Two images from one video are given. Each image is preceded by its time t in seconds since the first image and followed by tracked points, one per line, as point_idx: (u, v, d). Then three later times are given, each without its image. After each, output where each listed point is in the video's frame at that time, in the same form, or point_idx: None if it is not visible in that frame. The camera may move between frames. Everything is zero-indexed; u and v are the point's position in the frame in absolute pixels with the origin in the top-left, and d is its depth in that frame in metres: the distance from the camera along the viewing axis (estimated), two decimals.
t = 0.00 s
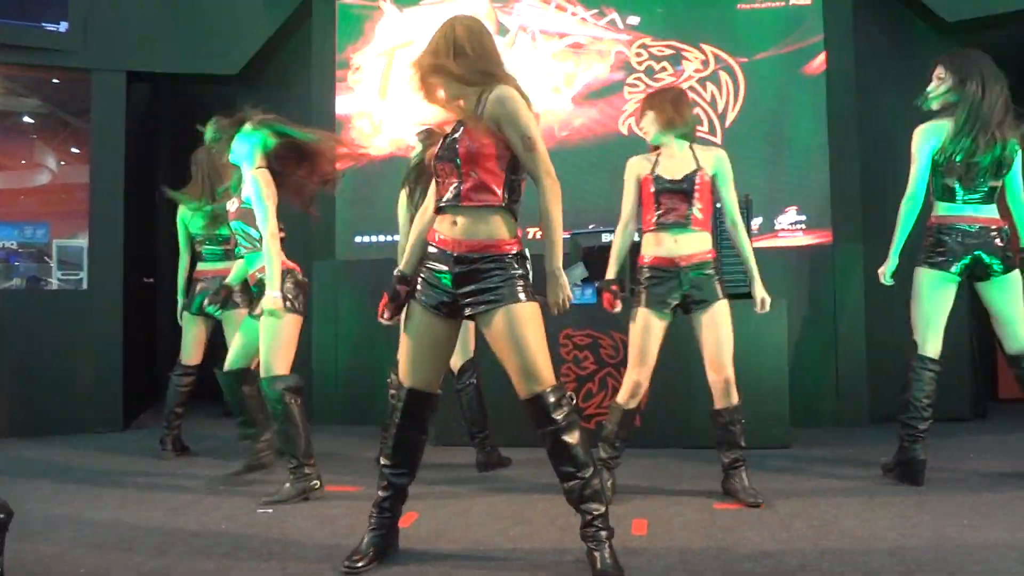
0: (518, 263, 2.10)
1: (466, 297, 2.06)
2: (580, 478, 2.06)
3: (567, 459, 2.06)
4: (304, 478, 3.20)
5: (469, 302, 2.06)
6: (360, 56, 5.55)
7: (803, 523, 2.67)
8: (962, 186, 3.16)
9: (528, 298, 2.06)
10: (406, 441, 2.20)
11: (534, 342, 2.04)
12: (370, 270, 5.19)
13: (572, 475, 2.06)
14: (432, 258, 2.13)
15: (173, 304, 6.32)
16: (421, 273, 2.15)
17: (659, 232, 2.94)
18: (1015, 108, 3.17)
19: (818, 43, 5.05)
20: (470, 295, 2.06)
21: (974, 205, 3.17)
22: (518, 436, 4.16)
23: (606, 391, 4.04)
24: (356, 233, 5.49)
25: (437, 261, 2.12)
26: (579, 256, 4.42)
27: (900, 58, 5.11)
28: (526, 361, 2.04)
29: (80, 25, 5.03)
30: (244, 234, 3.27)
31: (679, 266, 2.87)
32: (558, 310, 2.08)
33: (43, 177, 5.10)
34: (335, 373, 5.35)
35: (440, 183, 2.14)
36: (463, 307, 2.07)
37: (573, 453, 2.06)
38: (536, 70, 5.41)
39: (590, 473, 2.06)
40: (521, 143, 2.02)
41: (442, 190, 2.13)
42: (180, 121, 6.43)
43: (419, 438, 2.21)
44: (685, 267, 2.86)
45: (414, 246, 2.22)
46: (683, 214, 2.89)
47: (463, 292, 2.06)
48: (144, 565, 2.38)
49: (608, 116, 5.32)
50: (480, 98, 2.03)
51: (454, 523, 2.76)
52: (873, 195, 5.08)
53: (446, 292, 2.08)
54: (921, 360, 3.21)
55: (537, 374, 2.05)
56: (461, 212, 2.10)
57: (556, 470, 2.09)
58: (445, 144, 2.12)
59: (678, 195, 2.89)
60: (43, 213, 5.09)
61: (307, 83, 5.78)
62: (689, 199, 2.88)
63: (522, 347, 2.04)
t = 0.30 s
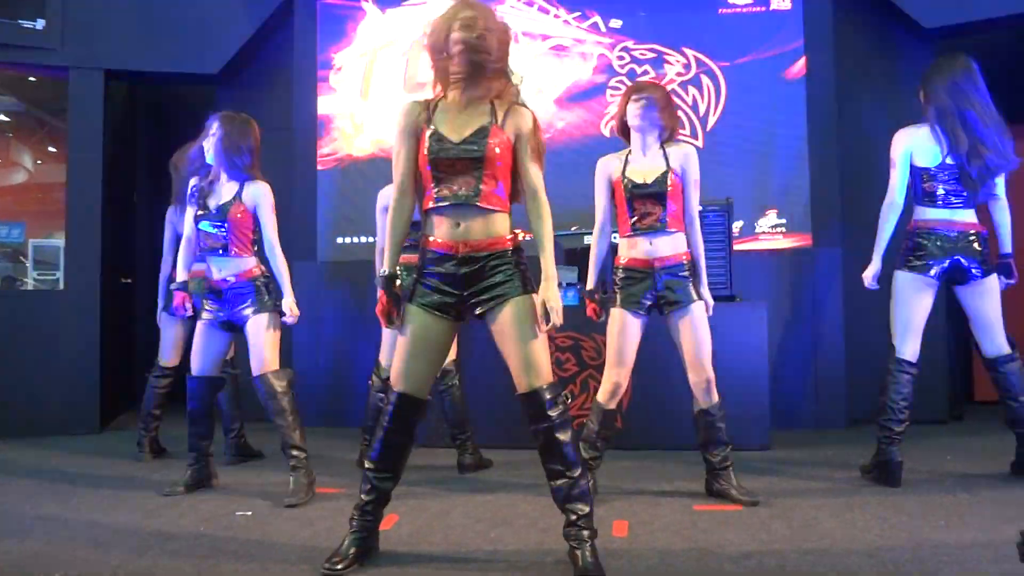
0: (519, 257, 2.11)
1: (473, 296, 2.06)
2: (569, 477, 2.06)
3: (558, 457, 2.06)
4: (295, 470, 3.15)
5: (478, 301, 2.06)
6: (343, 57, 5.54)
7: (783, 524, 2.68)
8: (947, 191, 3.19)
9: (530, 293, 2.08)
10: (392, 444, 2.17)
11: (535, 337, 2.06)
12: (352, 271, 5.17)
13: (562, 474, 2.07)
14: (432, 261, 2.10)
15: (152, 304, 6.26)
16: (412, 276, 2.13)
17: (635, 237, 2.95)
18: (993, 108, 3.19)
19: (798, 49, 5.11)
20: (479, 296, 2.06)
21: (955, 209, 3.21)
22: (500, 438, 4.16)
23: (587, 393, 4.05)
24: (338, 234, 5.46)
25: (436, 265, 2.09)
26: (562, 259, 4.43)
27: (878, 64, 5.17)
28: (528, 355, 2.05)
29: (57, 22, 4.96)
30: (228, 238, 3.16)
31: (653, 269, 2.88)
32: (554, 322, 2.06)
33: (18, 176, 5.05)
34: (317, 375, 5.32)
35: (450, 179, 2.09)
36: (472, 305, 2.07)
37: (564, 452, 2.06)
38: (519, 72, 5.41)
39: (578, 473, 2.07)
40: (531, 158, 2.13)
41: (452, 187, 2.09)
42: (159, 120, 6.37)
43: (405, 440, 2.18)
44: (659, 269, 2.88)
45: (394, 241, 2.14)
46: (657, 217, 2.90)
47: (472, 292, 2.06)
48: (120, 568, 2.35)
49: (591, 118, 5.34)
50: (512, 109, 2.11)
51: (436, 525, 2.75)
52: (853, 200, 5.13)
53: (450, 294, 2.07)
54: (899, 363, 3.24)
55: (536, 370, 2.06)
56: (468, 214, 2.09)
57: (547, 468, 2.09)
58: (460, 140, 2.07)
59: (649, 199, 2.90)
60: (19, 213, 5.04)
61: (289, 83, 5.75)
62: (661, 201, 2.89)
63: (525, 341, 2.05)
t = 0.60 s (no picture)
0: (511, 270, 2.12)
1: (466, 298, 2.05)
2: (559, 488, 2.06)
3: (550, 467, 2.06)
4: (291, 477, 3.16)
5: (469, 304, 2.05)
6: (331, 60, 5.53)
7: (770, 527, 2.69)
8: (936, 196, 3.21)
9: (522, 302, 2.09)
10: (370, 449, 2.16)
11: (528, 347, 2.04)
12: (340, 276, 5.15)
13: (553, 484, 2.07)
14: (428, 263, 2.08)
15: (139, 308, 6.21)
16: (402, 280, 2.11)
17: (652, 247, 2.94)
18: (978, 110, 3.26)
19: (784, 53, 5.15)
20: (470, 300, 2.05)
21: (945, 214, 3.23)
22: (488, 442, 4.15)
23: (576, 397, 4.05)
24: (326, 238, 5.44)
25: (430, 267, 2.08)
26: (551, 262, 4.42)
27: (863, 68, 5.21)
28: (518, 362, 2.03)
29: (43, 25, 4.93)
30: (245, 245, 3.16)
31: (661, 273, 2.90)
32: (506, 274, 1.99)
33: (3, 178, 5.04)
34: (305, 380, 5.29)
35: (488, 197, 2.07)
36: (463, 309, 2.06)
37: (555, 462, 2.06)
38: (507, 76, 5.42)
39: (569, 484, 2.07)
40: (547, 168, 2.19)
41: (491, 206, 2.08)
42: (146, 123, 6.33)
43: (383, 445, 2.17)
44: (667, 273, 2.90)
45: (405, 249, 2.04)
46: (674, 227, 2.92)
47: (463, 296, 2.05)
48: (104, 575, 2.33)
49: (579, 122, 5.35)
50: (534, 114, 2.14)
51: (424, 530, 2.74)
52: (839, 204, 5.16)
53: (442, 297, 2.06)
54: (886, 366, 3.26)
55: (527, 378, 2.04)
56: (490, 229, 2.10)
57: (538, 478, 2.09)
58: (496, 157, 2.06)
59: (669, 210, 2.89)
60: (5, 216, 5.03)
61: (276, 86, 5.73)
62: (680, 212, 2.91)
63: (518, 351, 2.04)
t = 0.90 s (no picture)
0: (484, 256, 2.12)
1: (448, 298, 2.05)
2: (553, 478, 2.05)
3: (540, 458, 2.06)
4: (288, 478, 3.14)
5: (452, 303, 2.05)
6: (325, 64, 5.53)
7: (768, 528, 2.69)
8: (907, 201, 3.22)
9: (502, 291, 2.08)
10: (351, 461, 2.14)
11: (511, 337, 2.05)
12: (335, 279, 5.14)
13: (547, 474, 2.05)
14: (401, 266, 2.07)
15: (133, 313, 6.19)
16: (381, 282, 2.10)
17: (606, 250, 2.97)
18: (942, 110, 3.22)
19: (777, 55, 5.16)
20: (453, 299, 2.05)
21: (930, 215, 3.24)
22: (484, 445, 4.15)
23: (573, 399, 4.05)
24: (321, 242, 5.43)
25: (405, 270, 2.07)
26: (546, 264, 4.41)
27: (856, 69, 5.23)
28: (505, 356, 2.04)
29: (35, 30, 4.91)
30: (189, 258, 3.14)
31: (643, 276, 2.88)
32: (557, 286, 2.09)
33: None
34: (300, 384, 5.28)
35: (377, 199, 2.09)
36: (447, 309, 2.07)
37: (546, 453, 2.05)
38: (501, 79, 5.42)
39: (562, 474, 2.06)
40: (464, 162, 2.03)
41: (380, 207, 2.09)
42: (139, 128, 6.32)
43: (365, 453, 2.15)
44: (650, 276, 2.88)
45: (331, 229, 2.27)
46: (624, 229, 2.92)
47: (445, 296, 2.05)
48: None
49: (573, 124, 5.36)
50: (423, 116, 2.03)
51: (420, 533, 2.73)
52: (833, 205, 5.18)
53: (423, 299, 2.06)
54: (879, 365, 3.26)
55: (514, 370, 2.05)
56: (413, 224, 2.07)
57: (530, 468, 2.07)
58: (375, 160, 2.06)
59: (616, 211, 2.90)
60: None
61: (270, 90, 5.72)
62: (628, 213, 2.90)
63: (501, 342, 2.04)
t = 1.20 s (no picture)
0: (486, 267, 2.11)
1: (440, 308, 2.05)
2: (557, 489, 2.04)
3: (543, 470, 2.04)
4: (292, 483, 3.15)
5: (443, 313, 2.04)
6: (327, 67, 5.54)
7: (772, 532, 2.69)
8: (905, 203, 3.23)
9: (502, 305, 2.07)
10: (358, 454, 2.15)
11: (507, 352, 2.03)
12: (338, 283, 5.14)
13: (548, 486, 2.05)
14: (398, 270, 2.09)
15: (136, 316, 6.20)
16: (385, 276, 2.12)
17: (637, 241, 2.95)
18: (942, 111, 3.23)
19: (779, 58, 5.17)
20: (445, 308, 2.04)
21: (926, 217, 3.24)
22: (488, 448, 4.15)
23: (576, 402, 4.05)
24: (324, 245, 5.42)
25: (404, 273, 2.08)
26: (549, 267, 4.41)
27: (858, 72, 5.24)
28: (500, 369, 2.02)
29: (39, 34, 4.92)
30: (217, 250, 3.12)
31: (658, 280, 2.87)
32: (533, 318, 1.99)
33: None
34: (302, 387, 5.29)
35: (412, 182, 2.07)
36: (439, 320, 2.06)
37: (549, 464, 2.04)
38: (503, 82, 5.43)
39: (565, 485, 2.05)
40: (495, 150, 2.03)
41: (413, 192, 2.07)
42: (142, 131, 6.32)
43: (370, 452, 2.15)
44: (665, 283, 2.87)
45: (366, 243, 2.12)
46: (662, 225, 2.91)
47: (436, 305, 2.05)
48: None
49: (575, 128, 5.36)
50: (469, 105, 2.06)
51: (424, 537, 2.73)
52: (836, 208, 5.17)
53: (417, 305, 2.06)
54: (878, 369, 3.26)
55: (509, 384, 2.04)
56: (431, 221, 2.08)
57: (533, 480, 2.07)
58: (413, 144, 2.06)
59: (656, 205, 2.91)
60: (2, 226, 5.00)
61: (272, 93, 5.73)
62: (668, 210, 2.91)
63: (496, 356, 2.02)
